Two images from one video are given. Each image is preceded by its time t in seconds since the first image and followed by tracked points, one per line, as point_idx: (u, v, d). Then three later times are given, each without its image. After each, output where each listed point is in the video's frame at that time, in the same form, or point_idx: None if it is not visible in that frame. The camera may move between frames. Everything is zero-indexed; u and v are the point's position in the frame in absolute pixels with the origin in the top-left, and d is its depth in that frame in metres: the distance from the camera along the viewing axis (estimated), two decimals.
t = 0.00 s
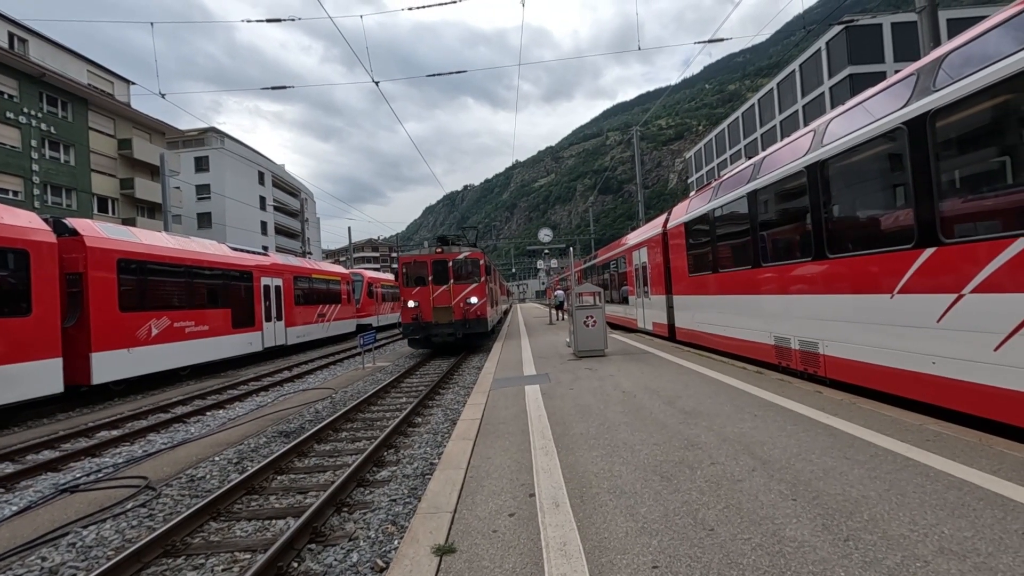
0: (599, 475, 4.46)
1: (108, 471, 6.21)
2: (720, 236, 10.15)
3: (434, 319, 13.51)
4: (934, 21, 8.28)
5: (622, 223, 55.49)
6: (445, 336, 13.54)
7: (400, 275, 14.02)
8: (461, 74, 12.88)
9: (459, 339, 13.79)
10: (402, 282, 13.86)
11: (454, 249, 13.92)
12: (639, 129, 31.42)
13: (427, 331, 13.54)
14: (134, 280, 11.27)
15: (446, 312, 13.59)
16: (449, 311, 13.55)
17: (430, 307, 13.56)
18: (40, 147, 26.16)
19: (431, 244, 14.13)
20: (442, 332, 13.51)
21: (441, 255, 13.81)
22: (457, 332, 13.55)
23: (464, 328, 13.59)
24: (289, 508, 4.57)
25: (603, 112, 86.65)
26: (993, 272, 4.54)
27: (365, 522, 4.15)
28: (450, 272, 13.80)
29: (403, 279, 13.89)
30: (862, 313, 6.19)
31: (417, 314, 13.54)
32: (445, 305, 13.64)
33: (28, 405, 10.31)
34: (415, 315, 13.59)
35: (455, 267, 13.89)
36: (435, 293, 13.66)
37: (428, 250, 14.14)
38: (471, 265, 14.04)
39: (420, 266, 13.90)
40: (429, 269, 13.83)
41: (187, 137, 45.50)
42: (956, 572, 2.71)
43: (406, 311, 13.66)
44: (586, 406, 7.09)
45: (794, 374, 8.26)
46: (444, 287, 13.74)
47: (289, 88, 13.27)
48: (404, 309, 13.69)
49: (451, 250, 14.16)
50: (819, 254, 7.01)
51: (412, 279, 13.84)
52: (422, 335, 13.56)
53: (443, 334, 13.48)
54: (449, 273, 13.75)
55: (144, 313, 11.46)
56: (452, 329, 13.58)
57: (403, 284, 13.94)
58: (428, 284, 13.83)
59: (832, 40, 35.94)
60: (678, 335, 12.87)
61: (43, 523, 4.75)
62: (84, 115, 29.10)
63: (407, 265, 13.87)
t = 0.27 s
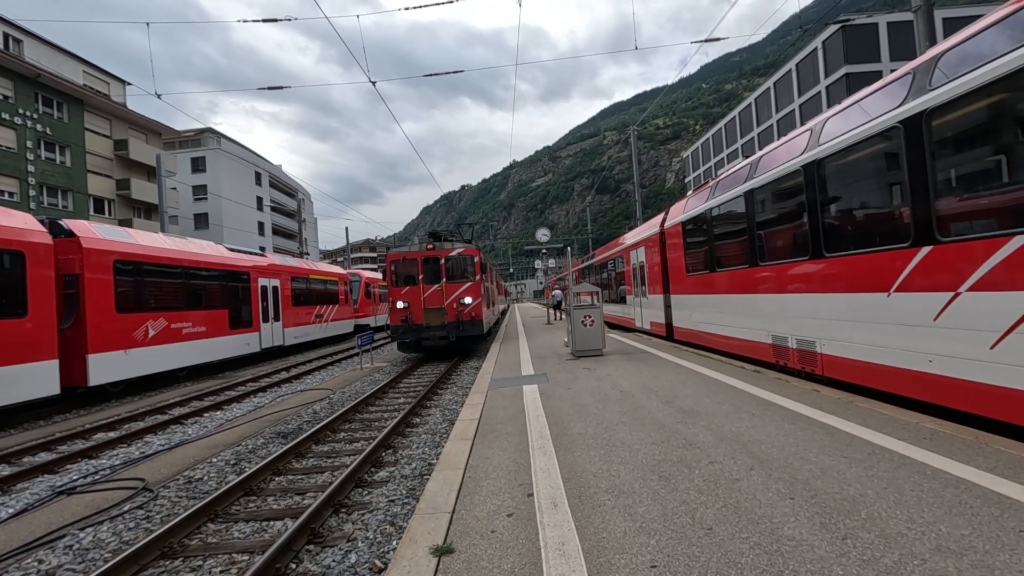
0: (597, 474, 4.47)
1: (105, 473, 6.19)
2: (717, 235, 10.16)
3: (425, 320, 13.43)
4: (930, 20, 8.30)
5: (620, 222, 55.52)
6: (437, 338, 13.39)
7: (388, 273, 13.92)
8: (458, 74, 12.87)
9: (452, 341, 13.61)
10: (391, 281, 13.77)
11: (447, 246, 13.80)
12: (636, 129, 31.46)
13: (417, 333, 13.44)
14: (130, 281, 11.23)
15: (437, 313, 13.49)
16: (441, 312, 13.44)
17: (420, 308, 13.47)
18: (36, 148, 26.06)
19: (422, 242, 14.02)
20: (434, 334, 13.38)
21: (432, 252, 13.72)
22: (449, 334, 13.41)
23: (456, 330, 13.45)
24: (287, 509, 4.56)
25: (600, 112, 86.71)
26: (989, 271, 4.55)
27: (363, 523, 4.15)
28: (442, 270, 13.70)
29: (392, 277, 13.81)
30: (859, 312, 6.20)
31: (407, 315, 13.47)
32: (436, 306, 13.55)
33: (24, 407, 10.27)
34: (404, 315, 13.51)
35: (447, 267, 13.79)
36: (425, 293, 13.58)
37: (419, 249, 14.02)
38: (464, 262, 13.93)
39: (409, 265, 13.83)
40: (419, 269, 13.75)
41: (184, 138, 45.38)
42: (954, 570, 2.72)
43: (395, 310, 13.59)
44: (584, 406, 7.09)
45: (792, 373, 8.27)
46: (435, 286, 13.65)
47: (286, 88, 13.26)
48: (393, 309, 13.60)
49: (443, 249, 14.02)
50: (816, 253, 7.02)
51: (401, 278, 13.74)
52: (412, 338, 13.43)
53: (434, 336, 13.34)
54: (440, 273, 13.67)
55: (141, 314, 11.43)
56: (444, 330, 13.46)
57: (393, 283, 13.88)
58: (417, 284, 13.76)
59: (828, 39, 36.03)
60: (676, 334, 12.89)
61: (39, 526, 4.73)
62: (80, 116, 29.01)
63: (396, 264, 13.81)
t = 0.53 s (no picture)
0: (598, 474, 4.46)
1: (106, 474, 6.19)
2: (718, 235, 10.15)
3: (417, 322, 12.68)
4: (931, 19, 8.29)
5: (620, 222, 55.51)
6: (431, 341, 12.67)
7: (377, 271, 13.04)
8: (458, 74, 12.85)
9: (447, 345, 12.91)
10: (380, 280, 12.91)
11: (441, 241, 13.03)
12: (637, 129, 31.45)
13: (410, 336, 12.62)
14: (130, 282, 11.23)
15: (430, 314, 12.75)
16: (435, 313, 12.74)
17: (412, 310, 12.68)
18: (36, 149, 26.12)
19: (413, 238, 13.22)
20: (428, 337, 12.64)
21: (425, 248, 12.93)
22: (444, 337, 12.70)
23: (451, 332, 12.73)
24: (288, 510, 4.56)
25: (600, 112, 86.70)
26: (990, 270, 4.54)
27: (364, 524, 4.14)
28: (435, 268, 12.93)
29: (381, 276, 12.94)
30: (860, 311, 6.19)
31: (399, 316, 12.67)
32: (429, 307, 12.81)
33: (24, 408, 10.28)
34: (395, 317, 12.69)
35: (441, 265, 13.01)
36: (418, 294, 12.80)
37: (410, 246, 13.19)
38: (460, 259, 13.17)
39: (400, 262, 13.02)
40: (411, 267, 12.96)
41: (184, 139, 45.44)
42: (956, 569, 2.71)
43: (385, 312, 12.76)
44: (585, 406, 7.08)
45: (792, 372, 8.26)
46: (429, 285, 12.91)
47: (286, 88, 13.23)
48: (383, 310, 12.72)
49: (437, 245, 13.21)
50: (816, 252, 7.01)
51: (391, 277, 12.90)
52: (405, 342, 12.65)
53: (428, 340, 12.60)
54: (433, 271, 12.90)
55: (141, 315, 11.43)
56: (438, 333, 12.75)
57: (382, 282, 13.03)
58: (409, 283, 12.95)
59: (828, 39, 36.04)
60: (676, 334, 12.87)
61: (40, 527, 4.73)
62: (80, 117, 29.06)
63: (386, 262, 12.96)
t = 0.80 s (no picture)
0: (598, 474, 4.46)
1: (105, 474, 6.18)
2: (718, 235, 10.15)
3: (407, 324, 11.94)
4: (930, 20, 8.29)
5: (619, 222, 55.53)
6: (422, 346, 11.93)
7: (365, 269, 12.33)
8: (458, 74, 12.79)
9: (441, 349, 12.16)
10: (367, 279, 12.20)
11: (433, 237, 12.29)
12: (636, 129, 31.44)
13: (398, 339, 11.89)
14: (130, 283, 11.21)
15: (422, 316, 12.03)
16: (427, 314, 12.01)
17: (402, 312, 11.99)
18: (35, 149, 25.98)
19: (403, 234, 12.47)
20: (419, 340, 11.89)
21: (416, 244, 12.17)
22: (436, 341, 11.94)
23: (444, 335, 11.97)
24: (287, 511, 4.55)
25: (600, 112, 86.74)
26: (990, 270, 4.54)
27: (364, 525, 4.14)
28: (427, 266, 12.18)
29: (369, 275, 12.23)
30: (859, 312, 6.19)
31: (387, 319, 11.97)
32: (420, 309, 12.09)
33: (23, 409, 10.26)
34: (384, 319, 12.01)
35: (434, 263, 12.25)
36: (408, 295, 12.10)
37: (400, 242, 12.43)
38: (454, 256, 12.40)
39: (389, 260, 12.29)
40: (400, 265, 12.20)
41: (183, 139, 45.37)
42: (957, 570, 2.71)
43: (373, 314, 12.02)
44: (584, 406, 7.08)
45: (792, 372, 8.26)
46: (420, 284, 12.16)
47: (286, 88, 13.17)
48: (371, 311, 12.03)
49: (429, 241, 12.44)
50: (816, 253, 7.01)
51: (380, 276, 12.20)
52: (394, 346, 11.94)
53: (419, 344, 11.85)
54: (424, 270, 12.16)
55: (141, 316, 11.42)
56: (431, 335, 12.01)
57: (370, 282, 12.29)
58: (398, 282, 12.24)
59: (827, 39, 36.07)
60: (676, 334, 12.88)
61: (39, 528, 4.72)
62: (79, 117, 29.03)
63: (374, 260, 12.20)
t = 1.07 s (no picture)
0: (590, 476, 4.46)
1: (90, 480, 6.08)
2: (707, 237, 10.22)
3: (386, 330, 10.85)
4: (914, 24, 8.42)
5: (609, 223, 55.71)
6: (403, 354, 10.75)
7: (339, 269, 11.19)
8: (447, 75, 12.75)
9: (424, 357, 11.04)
10: (342, 279, 11.07)
11: (415, 233, 11.25)
12: (625, 131, 31.56)
13: (375, 345, 10.77)
14: (115, 286, 11.07)
15: (402, 320, 10.97)
16: (409, 318, 10.93)
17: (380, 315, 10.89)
18: (18, 151, 25.69)
19: (382, 230, 11.37)
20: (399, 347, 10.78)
21: (395, 241, 11.10)
22: (418, 347, 10.82)
23: (427, 342, 10.88)
24: (276, 516, 4.50)
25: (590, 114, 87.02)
26: (974, 270, 4.60)
27: (354, 529, 4.10)
28: (409, 265, 11.14)
29: (344, 274, 11.11)
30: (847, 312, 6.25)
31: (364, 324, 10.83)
32: (401, 312, 11.01)
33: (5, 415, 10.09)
34: (360, 323, 10.88)
35: (416, 262, 11.22)
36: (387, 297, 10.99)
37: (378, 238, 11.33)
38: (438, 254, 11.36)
39: (366, 258, 11.20)
40: (378, 264, 11.14)
41: (170, 141, 44.96)
42: (944, 567, 2.73)
43: (348, 318, 10.91)
44: (575, 408, 7.09)
45: (781, 373, 8.32)
46: (400, 285, 11.09)
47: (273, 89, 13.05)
48: (345, 315, 10.90)
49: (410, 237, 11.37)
50: (804, 254, 7.08)
51: (356, 275, 11.10)
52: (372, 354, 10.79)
53: (399, 351, 10.72)
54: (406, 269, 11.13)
55: (126, 319, 11.28)
56: (412, 341, 10.91)
57: (344, 283, 11.16)
58: (376, 282, 11.13)
59: (814, 43, 36.48)
60: (666, 335, 12.93)
61: (21, 536, 4.63)
62: (63, 117, 28.66)
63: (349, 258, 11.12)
